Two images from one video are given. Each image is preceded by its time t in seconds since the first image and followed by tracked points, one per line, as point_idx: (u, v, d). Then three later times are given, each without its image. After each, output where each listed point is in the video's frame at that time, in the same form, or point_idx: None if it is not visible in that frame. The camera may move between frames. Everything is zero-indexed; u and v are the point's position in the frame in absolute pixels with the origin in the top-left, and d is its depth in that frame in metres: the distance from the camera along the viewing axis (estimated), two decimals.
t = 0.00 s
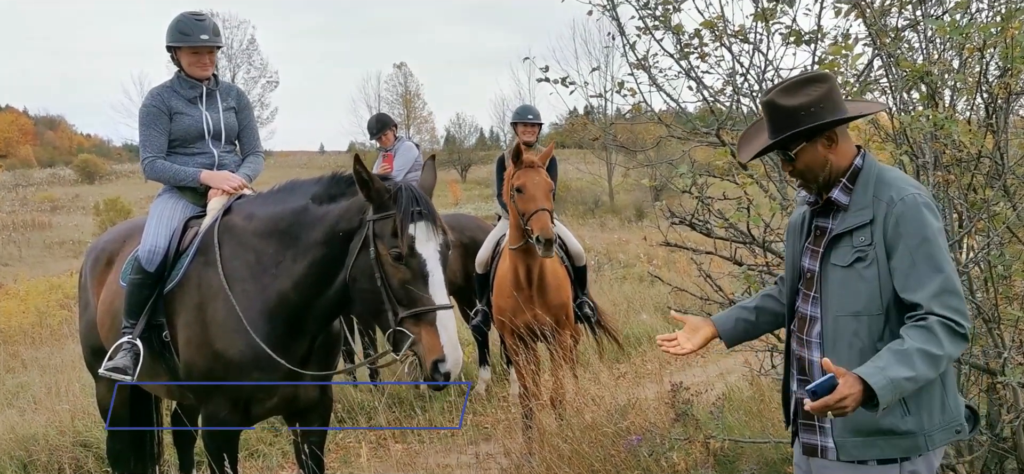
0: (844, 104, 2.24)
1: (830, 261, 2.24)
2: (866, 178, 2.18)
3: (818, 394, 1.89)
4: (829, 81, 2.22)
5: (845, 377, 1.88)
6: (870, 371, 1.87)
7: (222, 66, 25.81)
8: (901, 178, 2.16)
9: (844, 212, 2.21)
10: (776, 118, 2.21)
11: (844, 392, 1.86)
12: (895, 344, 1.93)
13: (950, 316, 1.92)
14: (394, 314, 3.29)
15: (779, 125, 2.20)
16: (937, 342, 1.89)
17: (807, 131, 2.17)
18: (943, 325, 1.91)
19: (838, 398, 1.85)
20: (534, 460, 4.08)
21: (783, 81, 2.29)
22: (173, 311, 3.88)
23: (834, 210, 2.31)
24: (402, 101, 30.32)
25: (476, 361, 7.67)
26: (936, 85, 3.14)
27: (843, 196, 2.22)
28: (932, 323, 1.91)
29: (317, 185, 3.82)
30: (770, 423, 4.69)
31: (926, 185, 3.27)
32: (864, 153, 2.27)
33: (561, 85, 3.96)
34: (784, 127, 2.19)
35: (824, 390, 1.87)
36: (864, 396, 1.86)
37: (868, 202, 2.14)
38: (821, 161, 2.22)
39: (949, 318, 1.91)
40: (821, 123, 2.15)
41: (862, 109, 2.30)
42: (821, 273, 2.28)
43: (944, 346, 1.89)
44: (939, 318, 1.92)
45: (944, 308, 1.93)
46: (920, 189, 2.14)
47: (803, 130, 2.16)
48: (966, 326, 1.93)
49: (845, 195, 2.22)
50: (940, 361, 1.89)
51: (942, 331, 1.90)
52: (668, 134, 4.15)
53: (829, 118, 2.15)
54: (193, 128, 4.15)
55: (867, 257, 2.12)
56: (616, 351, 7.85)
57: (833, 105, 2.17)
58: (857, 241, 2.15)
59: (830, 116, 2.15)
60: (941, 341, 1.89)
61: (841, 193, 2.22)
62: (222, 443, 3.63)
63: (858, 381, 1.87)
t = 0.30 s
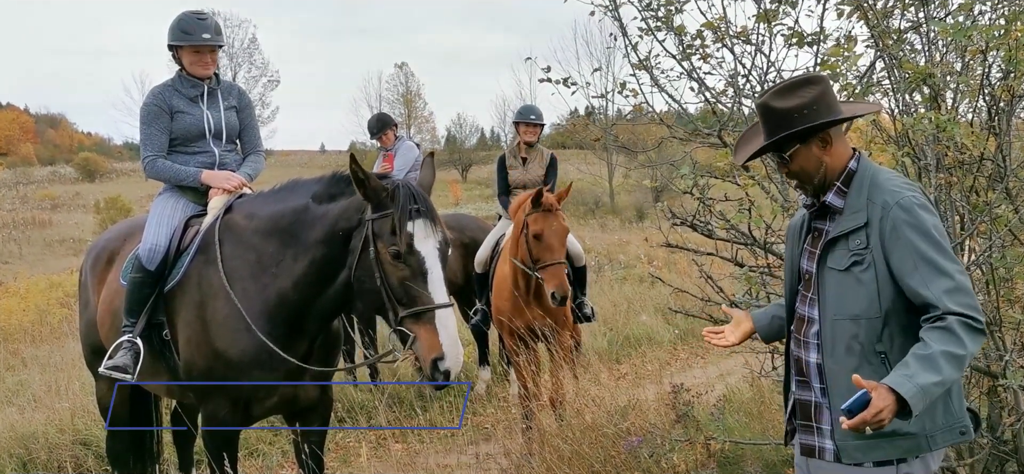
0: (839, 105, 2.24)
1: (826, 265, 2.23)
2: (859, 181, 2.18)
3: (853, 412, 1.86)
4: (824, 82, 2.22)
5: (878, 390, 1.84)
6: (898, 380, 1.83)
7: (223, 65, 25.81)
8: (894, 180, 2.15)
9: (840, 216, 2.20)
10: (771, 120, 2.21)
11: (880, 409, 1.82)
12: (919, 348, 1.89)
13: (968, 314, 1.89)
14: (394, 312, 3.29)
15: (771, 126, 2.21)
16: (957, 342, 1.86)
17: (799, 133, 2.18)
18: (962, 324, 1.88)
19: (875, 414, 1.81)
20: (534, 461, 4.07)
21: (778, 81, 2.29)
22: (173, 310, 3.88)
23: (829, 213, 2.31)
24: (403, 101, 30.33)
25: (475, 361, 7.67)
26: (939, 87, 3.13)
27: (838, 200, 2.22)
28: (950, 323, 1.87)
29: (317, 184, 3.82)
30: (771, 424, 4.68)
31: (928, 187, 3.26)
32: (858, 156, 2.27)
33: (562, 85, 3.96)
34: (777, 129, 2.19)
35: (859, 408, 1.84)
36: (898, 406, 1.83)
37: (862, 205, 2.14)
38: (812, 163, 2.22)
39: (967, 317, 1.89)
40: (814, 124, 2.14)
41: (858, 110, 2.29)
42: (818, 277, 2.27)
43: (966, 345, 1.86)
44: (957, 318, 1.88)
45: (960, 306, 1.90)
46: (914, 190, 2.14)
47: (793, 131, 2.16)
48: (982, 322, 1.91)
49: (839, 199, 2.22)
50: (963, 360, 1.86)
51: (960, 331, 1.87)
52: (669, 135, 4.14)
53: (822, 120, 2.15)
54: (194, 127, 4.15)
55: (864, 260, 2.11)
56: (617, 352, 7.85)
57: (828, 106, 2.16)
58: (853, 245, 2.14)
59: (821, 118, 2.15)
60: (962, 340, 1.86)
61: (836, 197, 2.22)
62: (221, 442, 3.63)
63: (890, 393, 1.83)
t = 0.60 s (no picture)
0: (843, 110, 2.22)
1: (824, 269, 2.23)
2: (857, 185, 2.18)
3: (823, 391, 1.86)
4: (831, 84, 2.20)
5: (853, 374, 1.86)
6: (879, 369, 1.85)
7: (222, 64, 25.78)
8: (891, 185, 2.15)
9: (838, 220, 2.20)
10: (771, 114, 2.21)
11: (853, 390, 1.83)
12: (907, 344, 1.91)
13: (962, 317, 1.90)
14: (393, 314, 3.29)
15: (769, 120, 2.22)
16: (948, 343, 1.87)
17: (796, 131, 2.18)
18: (955, 326, 1.89)
19: (846, 395, 1.82)
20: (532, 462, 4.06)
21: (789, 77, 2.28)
22: (171, 309, 3.87)
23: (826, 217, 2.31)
24: (402, 100, 30.31)
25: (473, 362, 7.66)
26: (939, 90, 3.12)
27: (835, 205, 2.22)
28: (944, 325, 1.88)
29: (317, 184, 3.81)
30: (768, 426, 4.68)
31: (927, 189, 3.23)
32: (854, 159, 2.26)
33: (561, 85, 3.95)
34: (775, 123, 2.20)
35: (830, 386, 1.84)
36: (872, 393, 1.84)
37: (860, 210, 2.13)
38: (804, 163, 2.23)
39: (960, 320, 1.89)
40: (810, 124, 2.14)
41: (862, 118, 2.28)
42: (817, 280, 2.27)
43: (957, 346, 1.87)
44: (951, 320, 1.89)
45: (955, 310, 1.91)
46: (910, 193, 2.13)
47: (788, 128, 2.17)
48: (976, 326, 1.92)
49: (836, 203, 2.23)
50: (952, 361, 1.87)
51: (954, 333, 1.88)
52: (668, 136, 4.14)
53: (819, 121, 2.14)
54: (193, 126, 4.14)
55: (863, 265, 2.11)
56: (615, 353, 7.84)
57: (831, 108, 2.16)
58: (851, 249, 2.14)
59: (818, 120, 2.15)
60: (953, 342, 1.87)
61: (833, 202, 2.23)
62: (219, 442, 3.63)
63: (865, 379, 1.85)
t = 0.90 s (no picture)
0: (862, 114, 2.19)
1: (825, 265, 2.24)
2: (872, 183, 2.17)
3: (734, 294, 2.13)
4: (851, 85, 2.17)
5: (767, 303, 2.11)
6: (794, 317, 2.05)
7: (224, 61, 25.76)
8: (904, 190, 2.12)
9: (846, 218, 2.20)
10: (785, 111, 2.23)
11: (756, 307, 2.09)
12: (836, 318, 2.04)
13: (898, 325, 1.93)
14: (393, 313, 3.29)
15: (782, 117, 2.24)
16: (872, 339, 1.95)
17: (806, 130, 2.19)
18: (886, 330, 1.95)
19: (748, 305, 2.08)
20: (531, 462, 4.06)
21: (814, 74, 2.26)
22: (171, 307, 3.87)
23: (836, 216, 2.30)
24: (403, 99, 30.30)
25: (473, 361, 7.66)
26: (942, 93, 3.12)
27: (846, 202, 2.22)
28: (878, 323, 1.96)
29: (318, 183, 3.81)
30: (768, 427, 4.68)
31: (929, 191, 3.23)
32: (873, 161, 2.24)
33: (563, 85, 3.95)
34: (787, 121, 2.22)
35: (742, 293, 2.11)
36: (770, 325, 2.08)
37: (868, 210, 2.12)
38: (812, 162, 2.23)
39: (893, 325, 1.94)
40: (819, 126, 2.15)
41: (881, 122, 2.25)
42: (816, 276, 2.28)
43: (876, 345, 1.95)
44: (887, 322, 1.95)
45: (897, 318, 1.94)
46: (926, 205, 2.08)
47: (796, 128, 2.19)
48: (914, 344, 1.94)
49: (847, 201, 2.22)
50: (865, 355, 1.96)
51: (882, 333, 1.95)
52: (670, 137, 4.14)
53: (829, 124, 2.14)
54: (194, 123, 4.14)
55: (858, 264, 2.11)
56: (614, 354, 7.84)
57: (843, 112, 2.14)
58: (852, 248, 2.14)
59: (827, 122, 2.14)
60: (877, 340, 1.95)
61: (845, 200, 2.22)
62: (218, 440, 3.62)
63: (776, 313, 2.09)
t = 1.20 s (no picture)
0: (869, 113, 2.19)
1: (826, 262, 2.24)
2: (876, 183, 2.15)
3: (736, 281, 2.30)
4: (859, 85, 2.18)
5: (764, 294, 2.23)
6: (786, 306, 2.15)
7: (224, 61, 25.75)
8: (908, 191, 2.10)
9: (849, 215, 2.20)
10: (794, 110, 2.21)
11: (748, 297, 2.24)
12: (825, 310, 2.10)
13: (881, 320, 1.95)
14: (393, 313, 3.28)
15: (791, 116, 2.22)
16: (853, 331, 1.99)
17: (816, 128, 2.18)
18: (869, 324, 1.97)
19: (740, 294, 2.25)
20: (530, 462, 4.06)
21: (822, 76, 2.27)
22: (171, 306, 3.87)
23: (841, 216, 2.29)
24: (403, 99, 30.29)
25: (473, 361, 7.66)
26: (942, 93, 3.11)
27: (850, 200, 2.20)
28: (864, 316, 1.99)
29: (318, 182, 3.81)
30: (768, 427, 4.68)
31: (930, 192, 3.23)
32: (879, 161, 2.22)
33: (563, 85, 3.95)
34: (796, 119, 2.20)
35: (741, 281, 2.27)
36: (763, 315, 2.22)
37: (871, 208, 2.12)
38: (822, 162, 2.22)
39: (877, 321, 1.95)
40: (831, 123, 2.14)
41: (887, 122, 2.25)
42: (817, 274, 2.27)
43: (858, 338, 1.97)
44: (871, 317, 1.97)
45: (881, 314, 1.95)
46: (929, 207, 2.07)
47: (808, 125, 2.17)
48: (897, 341, 1.93)
49: (852, 200, 2.20)
50: (848, 348, 1.99)
51: (864, 326, 1.97)
52: (670, 137, 4.14)
53: (840, 121, 2.13)
54: (194, 123, 4.13)
55: (855, 260, 2.12)
56: (614, 354, 7.84)
57: (854, 109, 2.14)
58: (852, 245, 2.14)
59: (839, 119, 2.13)
60: (858, 333, 1.97)
61: (850, 199, 2.20)
62: (218, 440, 3.62)
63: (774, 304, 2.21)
